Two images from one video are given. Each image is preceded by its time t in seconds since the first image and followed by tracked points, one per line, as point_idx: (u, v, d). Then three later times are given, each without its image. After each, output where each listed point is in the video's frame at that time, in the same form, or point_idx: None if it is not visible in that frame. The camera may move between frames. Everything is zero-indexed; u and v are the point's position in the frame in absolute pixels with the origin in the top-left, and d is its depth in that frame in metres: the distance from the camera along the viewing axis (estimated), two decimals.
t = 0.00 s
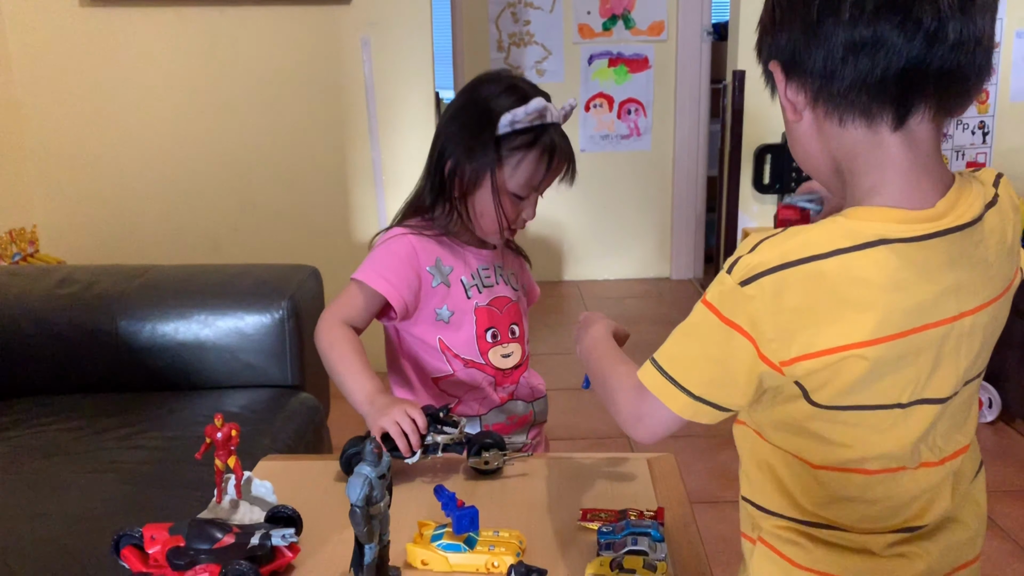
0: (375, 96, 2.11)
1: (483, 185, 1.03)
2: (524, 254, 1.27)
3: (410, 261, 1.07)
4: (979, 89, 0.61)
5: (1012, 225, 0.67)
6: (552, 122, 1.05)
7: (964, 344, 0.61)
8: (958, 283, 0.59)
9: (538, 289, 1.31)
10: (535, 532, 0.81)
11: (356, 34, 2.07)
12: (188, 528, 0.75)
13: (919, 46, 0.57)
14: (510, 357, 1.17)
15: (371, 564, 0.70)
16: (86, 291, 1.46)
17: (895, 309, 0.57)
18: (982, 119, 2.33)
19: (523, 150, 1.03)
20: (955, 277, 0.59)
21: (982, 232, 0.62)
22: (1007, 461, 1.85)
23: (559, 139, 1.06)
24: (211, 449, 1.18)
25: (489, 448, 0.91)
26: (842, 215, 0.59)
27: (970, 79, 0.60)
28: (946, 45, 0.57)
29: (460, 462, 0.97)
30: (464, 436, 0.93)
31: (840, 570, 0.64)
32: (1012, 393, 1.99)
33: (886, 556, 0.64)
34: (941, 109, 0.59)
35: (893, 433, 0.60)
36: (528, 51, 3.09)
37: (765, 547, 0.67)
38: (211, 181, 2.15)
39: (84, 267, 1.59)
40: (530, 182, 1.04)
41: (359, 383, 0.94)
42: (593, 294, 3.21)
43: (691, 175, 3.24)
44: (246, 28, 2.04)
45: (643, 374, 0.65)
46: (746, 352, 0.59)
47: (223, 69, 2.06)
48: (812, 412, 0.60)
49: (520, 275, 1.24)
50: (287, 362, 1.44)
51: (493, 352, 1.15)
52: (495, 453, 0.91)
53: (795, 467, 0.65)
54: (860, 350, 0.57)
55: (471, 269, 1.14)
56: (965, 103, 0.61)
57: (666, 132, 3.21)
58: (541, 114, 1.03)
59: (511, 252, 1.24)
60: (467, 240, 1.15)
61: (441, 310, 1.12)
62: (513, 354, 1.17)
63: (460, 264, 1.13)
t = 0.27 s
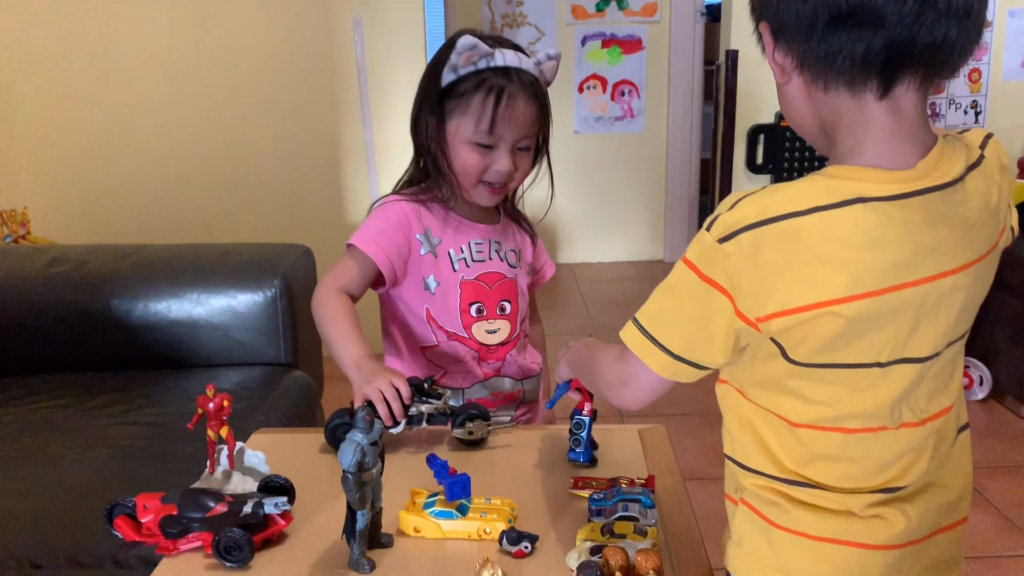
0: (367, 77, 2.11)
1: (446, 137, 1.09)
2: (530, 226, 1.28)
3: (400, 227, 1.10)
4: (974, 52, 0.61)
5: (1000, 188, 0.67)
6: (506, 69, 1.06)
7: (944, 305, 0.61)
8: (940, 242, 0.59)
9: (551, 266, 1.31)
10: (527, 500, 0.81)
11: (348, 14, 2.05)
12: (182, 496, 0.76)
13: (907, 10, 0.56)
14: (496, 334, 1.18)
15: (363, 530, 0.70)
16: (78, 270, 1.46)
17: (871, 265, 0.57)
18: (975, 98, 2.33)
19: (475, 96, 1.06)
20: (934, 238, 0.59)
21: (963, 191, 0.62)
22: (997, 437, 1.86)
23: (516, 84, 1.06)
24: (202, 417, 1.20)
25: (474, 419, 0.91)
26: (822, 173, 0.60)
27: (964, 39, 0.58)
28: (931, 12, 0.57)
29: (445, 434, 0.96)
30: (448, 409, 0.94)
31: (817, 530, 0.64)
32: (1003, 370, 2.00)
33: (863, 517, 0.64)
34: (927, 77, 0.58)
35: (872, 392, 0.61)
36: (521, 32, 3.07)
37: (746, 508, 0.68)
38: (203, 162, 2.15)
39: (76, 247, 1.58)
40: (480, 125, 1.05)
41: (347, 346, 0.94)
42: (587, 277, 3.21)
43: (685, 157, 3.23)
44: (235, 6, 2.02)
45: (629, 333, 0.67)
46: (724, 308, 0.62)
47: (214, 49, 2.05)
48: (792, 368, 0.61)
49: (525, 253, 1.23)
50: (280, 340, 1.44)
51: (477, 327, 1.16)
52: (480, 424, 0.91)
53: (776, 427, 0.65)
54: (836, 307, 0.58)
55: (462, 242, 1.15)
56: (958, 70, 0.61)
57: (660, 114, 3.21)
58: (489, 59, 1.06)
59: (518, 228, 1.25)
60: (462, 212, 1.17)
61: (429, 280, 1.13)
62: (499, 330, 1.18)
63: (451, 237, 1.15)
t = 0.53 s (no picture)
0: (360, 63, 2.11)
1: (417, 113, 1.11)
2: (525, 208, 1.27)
3: (384, 212, 1.11)
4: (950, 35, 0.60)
5: (975, 164, 0.68)
6: (469, 38, 1.08)
7: (919, 277, 0.62)
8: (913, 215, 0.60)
9: (554, 251, 1.28)
10: (522, 478, 0.83)
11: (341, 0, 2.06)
12: (180, 477, 0.77)
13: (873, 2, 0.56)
14: (482, 320, 1.18)
15: (360, 508, 0.71)
16: (73, 256, 1.46)
17: (841, 238, 0.59)
18: (967, 83, 2.35)
19: (439, 68, 1.08)
20: (905, 211, 0.60)
21: (936, 167, 0.62)
22: (988, 418, 1.88)
23: (477, 51, 1.07)
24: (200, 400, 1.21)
25: (455, 401, 0.93)
26: (795, 151, 0.62)
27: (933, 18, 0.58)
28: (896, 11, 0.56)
29: (427, 416, 0.98)
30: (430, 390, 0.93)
31: (795, 500, 0.66)
32: (994, 352, 2.02)
33: (840, 487, 0.65)
34: (894, 69, 0.59)
35: (846, 363, 0.62)
36: (515, 18, 3.07)
37: (727, 479, 0.70)
38: (197, 149, 2.14)
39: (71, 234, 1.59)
40: (443, 93, 1.06)
41: (332, 327, 0.97)
42: (582, 263, 3.22)
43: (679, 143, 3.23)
44: None
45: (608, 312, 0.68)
46: (701, 283, 0.63)
47: (206, 35, 2.04)
48: (768, 340, 0.63)
49: (519, 239, 1.22)
50: (276, 325, 1.45)
51: (462, 313, 1.17)
52: (461, 406, 0.93)
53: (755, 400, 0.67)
54: (809, 278, 0.59)
55: (449, 229, 1.15)
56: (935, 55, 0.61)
57: (654, 99, 3.21)
58: (449, 30, 1.08)
59: (514, 214, 1.23)
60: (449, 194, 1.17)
61: (414, 265, 1.15)
62: (486, 317, 1.18)
63: (438, 223, 1.15)
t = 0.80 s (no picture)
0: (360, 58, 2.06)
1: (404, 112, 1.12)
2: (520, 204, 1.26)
3: (375, 209, 1.14)
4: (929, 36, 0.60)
5: (958, 150, 0.68)
6: (451, 36, 1.08)
7: (902, 263, 0.63)
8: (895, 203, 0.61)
9: (552, 249, 1.29)
10: (520, 467, 0.84)
11: None
12: (184, 467, 0.78)
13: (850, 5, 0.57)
14: (477, 315, 1.19)
15: (362, 496, 0.72)
16: (75, 251, 1.47)
17: (825, 226, 0.60)
18: (962, 75, 2.37)
19: (422, 67, 1.08)
20: (887, 199, 0.61)
21: (919, 155, 0.63)
22: (983, 409, 1.90)
23: (459, 49, 1.07)
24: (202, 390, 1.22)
25: (450, 393, 0.93)
26: (778, 144, 0.63)
27: (906, 22, 0.58)
28: (874, 11, 0.57)
29: (423, 407, 0.98)
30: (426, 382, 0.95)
31: (782, 483, 0.67)
32: (989, 343, 2.03)
33: (826, 470, 0.67)
34: (875, 67, 0.60)
35: (829, 348, 0.63)
36: (512, 12, 3.06)
37: (717, 464, 0.72)
38: (196, 144, 2.15)
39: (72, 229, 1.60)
40: (426, 93, 1.07)
41: (327, 323, 1.00)
42: (579, 256, 3.23)
43: (676, 136, 3.24)
44: None
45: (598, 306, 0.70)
46: (691, 272, 0.64)
47: (204, 30, 2.05)
48: (756, 327, 0.65)
49: (513, 235, 1.23)
50: (276, 319, 1.46)
51: (457, 307, 1.18)
52: (456, 397, 0.93)
53: (745, 386, 0.68)
54: (794, 266, 0.60)
55: (440, 224, 1.17)
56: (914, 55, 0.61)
57: (651, 93, 3.21)
58: (432, 30, 1.09)
59: (509, 210, 1.24)
60: (441, 190, 1.19)
61: (406, 261, 1.16)
62: (481, 311, 1.19)
63: (430, 219, 1.17)
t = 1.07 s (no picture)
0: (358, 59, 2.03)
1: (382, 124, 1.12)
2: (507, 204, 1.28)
3: (365, 205, 1.16)
4: (909, 38, 0.61)
5: (941, 150, 0.68)
6: (422, 51, 1.07)
7: (882, 260, 0.64)
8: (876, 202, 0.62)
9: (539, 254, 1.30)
10: (516, 461, 0.85)
11: None
12: (183, 461, 0.79)
13: (826, 13, 0.58)
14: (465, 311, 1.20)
15: (359, 489, 0.73)
16: (76, 249, 1.49)
17: (806, 223, 0.61)
18: (959, 75, 2.37)
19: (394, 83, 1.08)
20: (867, 198, 0.62)
21: (900, 154, 0.64)
22: (979, 407, 1.90)
23: (429, 65, 1.06)
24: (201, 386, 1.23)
25: (440, 388, 0.95)
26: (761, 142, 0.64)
27: (883, 30, 0.59)
28: (851, 16, 0.58)
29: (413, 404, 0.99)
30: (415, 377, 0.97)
31: (765, 474, 0.69)
32: (986, 342, 2.04)
33: (807, 462, 0.68)
34: (855, 70, 0.61)
35: (811, 343, 0.64)
36: (512, 12, 3.09)
37: (703, 455, 0.73)
38: (197, 143, 2.17)
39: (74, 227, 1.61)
40: (399, 111, 1.07)
41: (320, 321, 1.01)
42: (579, 256, 3.24)
43: (676, 137, 3.23)
44: None
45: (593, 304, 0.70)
46: (677, 268, 0.65)
47: (205, 30, 2.06)
48: (739, 321, 0.66)
49: (501, 234, 1.25)
50: (276, 316, 1.47)
51: (445, 301, 1.19)
52: (446, 392, 0.95)
53: (730, 379, 0.70)
54: (775, 263, 0.62)
55: (429, 220, 1.19)
56: (896, 55, 0.62)
57: (650, 93, 3.22)
58: (404, 43, 1.08)
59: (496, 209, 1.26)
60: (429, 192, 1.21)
61: (395, 257, 1.18)
62: (469, 307, 1.20)
63: (418, 215, 1.19)
